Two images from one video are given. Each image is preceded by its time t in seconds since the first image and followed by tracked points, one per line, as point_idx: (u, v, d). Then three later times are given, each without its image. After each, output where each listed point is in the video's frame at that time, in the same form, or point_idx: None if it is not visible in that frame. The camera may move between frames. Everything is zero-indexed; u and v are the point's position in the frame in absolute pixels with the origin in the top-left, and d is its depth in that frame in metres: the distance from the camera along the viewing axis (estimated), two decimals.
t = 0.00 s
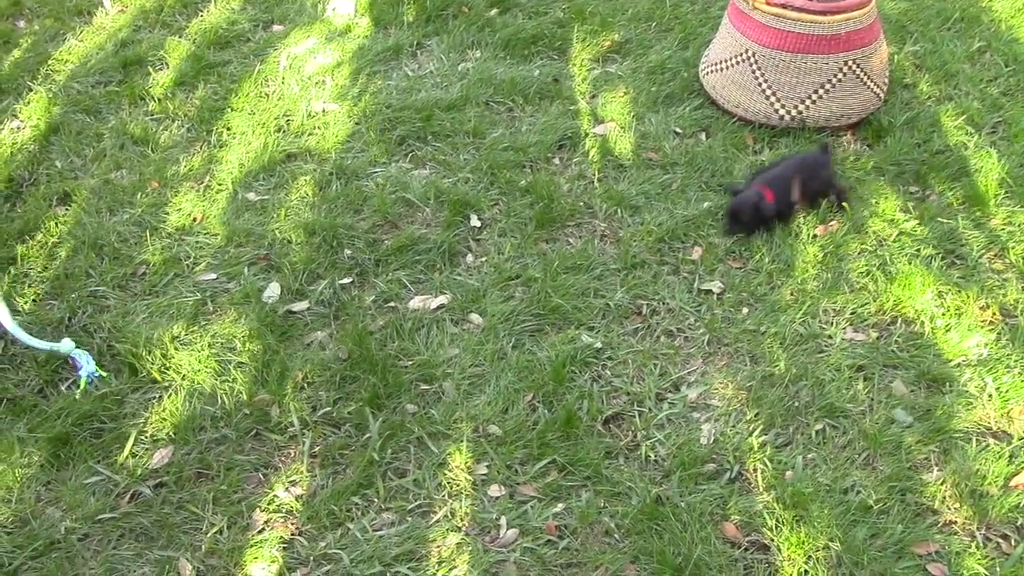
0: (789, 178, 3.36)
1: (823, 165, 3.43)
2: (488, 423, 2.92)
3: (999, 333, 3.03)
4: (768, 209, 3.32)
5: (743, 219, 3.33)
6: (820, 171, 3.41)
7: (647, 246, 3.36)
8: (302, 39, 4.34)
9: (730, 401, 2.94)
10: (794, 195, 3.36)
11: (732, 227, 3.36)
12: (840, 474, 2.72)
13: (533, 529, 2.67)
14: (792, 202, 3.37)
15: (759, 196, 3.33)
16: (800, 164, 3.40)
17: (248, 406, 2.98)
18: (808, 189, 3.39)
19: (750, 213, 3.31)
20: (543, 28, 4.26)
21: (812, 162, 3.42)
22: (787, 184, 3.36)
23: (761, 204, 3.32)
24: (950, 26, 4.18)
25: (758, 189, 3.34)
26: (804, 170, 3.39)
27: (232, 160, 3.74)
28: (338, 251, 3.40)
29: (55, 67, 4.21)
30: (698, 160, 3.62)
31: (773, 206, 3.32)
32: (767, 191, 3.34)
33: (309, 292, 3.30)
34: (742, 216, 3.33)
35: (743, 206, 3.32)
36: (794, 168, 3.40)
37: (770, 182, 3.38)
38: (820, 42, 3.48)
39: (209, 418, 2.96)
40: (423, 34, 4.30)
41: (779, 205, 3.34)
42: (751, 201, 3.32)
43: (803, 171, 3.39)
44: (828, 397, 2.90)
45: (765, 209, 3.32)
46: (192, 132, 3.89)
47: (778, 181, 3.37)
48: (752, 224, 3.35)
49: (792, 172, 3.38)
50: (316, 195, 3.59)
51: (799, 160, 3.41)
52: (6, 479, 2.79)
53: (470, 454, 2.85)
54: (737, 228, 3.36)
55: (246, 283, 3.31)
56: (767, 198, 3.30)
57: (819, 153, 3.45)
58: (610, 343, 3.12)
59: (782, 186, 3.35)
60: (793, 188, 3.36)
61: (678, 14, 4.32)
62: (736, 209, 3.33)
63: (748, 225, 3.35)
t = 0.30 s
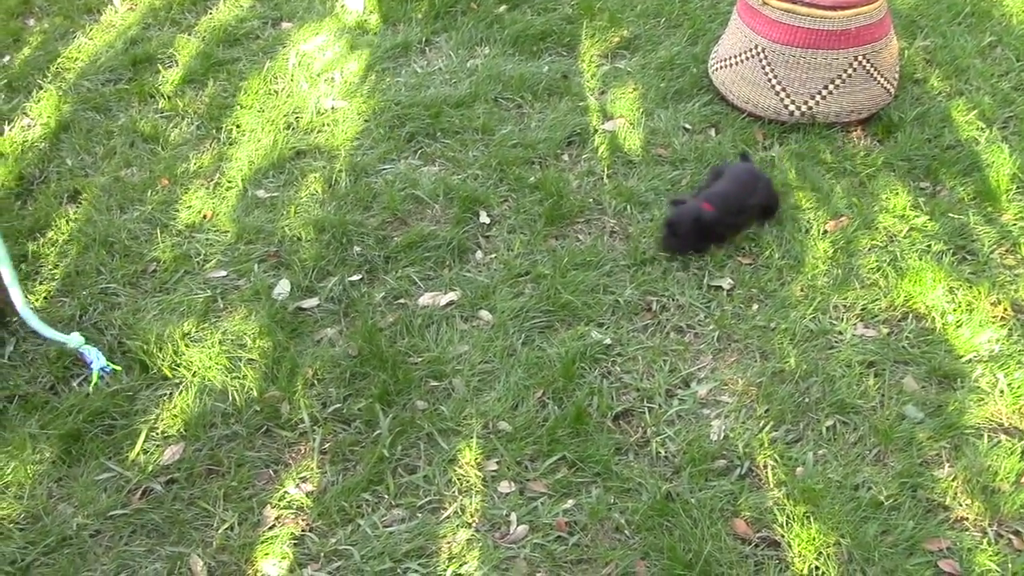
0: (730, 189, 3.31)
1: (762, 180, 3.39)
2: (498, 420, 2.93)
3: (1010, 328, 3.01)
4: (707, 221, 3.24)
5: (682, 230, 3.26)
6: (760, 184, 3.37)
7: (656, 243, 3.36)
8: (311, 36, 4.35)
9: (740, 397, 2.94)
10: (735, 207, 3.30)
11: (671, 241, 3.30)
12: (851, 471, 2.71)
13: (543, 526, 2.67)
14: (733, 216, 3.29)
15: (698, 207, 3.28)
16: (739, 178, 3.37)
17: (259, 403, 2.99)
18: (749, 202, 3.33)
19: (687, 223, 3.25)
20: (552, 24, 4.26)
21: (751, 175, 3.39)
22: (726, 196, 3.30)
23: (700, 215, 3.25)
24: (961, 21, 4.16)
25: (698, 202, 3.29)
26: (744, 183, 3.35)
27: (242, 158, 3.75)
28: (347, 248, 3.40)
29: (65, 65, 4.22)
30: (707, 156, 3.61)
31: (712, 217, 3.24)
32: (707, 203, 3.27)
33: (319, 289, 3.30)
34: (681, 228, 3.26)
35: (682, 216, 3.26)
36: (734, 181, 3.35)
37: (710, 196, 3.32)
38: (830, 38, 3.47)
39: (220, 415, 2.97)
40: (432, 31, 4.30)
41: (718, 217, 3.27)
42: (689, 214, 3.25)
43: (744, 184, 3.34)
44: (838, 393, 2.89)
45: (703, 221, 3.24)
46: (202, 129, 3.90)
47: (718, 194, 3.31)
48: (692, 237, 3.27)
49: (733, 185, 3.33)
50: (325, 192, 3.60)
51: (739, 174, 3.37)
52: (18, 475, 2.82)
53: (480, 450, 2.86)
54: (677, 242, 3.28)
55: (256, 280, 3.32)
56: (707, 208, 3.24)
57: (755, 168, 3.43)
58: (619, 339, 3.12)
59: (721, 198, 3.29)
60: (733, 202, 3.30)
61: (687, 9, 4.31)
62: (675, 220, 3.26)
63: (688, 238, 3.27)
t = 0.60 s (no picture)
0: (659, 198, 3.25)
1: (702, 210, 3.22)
2: (512, 414, 2.93)
3: None
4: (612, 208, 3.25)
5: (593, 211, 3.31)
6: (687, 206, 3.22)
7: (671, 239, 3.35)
8: (326, 30, 4.35)
9: (755, 394, 2.93)
10: (652, 213, 3.22)
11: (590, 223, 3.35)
12: (865, 469, 2.70)
13: (556, 521, 2.67)
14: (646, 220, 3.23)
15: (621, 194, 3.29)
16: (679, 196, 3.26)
17: (273, 395, 3.00)
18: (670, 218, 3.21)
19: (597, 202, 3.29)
20: (568, 19, 4.25)
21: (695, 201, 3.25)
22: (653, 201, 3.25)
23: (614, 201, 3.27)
24: (979, 18, 4.13)
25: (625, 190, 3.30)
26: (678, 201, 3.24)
27: (257, 151, 3.76)
28: (362, 242, 3.41)
29: (82, 57, 4.24)
30: (723, 153, 3.60)
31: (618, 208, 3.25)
32: (629, 194, 3.27)
33: (333, 282, 3.31)
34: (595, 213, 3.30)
35: (600, 196, 3.30)
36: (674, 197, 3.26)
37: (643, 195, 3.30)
38: (847, 34, 3.46)
39: (234, 407, 2.98)
40: (447, 26, 4.29)
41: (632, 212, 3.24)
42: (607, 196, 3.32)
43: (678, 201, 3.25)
44: (853, 391, 2.88)
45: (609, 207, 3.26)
46: (217, 123, 3.91)
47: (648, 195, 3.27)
48: (603, 220, 3.30)
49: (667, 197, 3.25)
50: (340, 186, 3.60)
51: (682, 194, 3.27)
52: (33, 465, 2.84)
53: (493, 444, 2.86)
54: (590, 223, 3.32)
55: (271, 273, 3.33)
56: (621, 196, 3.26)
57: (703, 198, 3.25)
58: (633, 335, 3.12)
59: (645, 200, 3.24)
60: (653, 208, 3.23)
61: (704, 5, 4.29)
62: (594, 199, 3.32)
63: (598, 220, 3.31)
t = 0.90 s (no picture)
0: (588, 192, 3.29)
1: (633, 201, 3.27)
2: (525, 412, 2.93)
3: None
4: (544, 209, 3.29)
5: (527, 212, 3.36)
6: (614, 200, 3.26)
7: (685, 237, 3.34)
8: (340, 26, 4.35)
9: (769, 393, 2.92)
10: (584, 208, 3.25)
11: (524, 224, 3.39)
12: (880, 469, 2.69)
13: (569, 518, 2.67)
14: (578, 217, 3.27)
15: (552, 193, 3.33)
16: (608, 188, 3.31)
17: (287, 391, 3.01)
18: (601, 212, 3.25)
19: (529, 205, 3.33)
20: (582, 16, 4.24)
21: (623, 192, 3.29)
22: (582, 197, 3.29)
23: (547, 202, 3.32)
24: (997, 16, 4.10)
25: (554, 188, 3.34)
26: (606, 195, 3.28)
27: (271, 147, 3.76)
28: (376, 238, 3.41)
29: (97, 52, 4.24)
30: (737, 150, 3.59)
31: (549, 207, 3.28)
32: (560, 192, 3.29)
33: (347, 278, 3.31)
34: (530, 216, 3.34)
35: (533, 199, 3.34)
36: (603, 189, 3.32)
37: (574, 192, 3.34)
38: (864, 32, 3.44)
39: (248, 403, 2.99)
40: (461, 22, 4.29)
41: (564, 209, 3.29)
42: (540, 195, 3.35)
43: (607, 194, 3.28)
44: (867, 391, 2.87)
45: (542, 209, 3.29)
46: (231, 119, 3.91)
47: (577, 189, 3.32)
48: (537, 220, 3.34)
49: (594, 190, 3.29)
50: (353, 182, 3.61)
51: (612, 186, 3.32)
52: (49, 460, 2.85)
53: (506, 442, 2.86)
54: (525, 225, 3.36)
55: (285, 268, 3.33)
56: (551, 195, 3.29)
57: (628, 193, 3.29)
58: (647, 333, 3.11)
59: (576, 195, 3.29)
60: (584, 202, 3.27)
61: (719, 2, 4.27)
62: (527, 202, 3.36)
63: (533, 223, 3.35)
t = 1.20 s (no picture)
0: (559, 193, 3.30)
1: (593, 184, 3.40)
2: (541, 410, 2.93)
3: None
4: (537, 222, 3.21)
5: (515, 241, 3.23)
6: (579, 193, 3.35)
7: (703, 236, 3.34)
8: (359, 22, 4.35)
9: (786, 394, 2.91)
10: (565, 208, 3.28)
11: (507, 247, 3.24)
12: (897, 472, 2.68)
13: (584, 517, 2.67)
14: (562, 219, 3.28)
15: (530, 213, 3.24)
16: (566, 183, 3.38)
17: (304, 385, 3.01)
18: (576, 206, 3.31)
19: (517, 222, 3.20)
20: (601, 13, 4.23)
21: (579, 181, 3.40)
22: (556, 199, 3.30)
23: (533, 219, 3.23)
24: (1019, 18, 4.08)
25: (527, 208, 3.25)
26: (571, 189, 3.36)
27: (289, 141, 3.77)
28: (393, 234, 3.41)
29: (116, 45, 4.25)
30: (756, 150, 3.58)
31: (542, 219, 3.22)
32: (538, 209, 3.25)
33: (364, 274, 3.31)
34: (519, 239, 3.24)
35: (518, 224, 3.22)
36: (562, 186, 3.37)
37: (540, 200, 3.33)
38: (885, 32, 3.42)
39: (265, 397, 2.99)
40: (479, 19, 4.28)
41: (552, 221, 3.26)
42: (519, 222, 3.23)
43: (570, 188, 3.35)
44: (885, 393, 2.86)
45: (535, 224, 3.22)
46: (250, 113, 3.91)
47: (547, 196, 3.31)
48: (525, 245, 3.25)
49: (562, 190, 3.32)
50: (371, 178, 3.61)
51: (560, 178, 3.39)
52: (66, 451, 2.86)
53: (522, 439, 2.86)
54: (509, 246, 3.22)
55: (302, 263, 3.34)
56: (536, 209, 3.22)
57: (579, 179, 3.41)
58: (664, 332, 3.11)
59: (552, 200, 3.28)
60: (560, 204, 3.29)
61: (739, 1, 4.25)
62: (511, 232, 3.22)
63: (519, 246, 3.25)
